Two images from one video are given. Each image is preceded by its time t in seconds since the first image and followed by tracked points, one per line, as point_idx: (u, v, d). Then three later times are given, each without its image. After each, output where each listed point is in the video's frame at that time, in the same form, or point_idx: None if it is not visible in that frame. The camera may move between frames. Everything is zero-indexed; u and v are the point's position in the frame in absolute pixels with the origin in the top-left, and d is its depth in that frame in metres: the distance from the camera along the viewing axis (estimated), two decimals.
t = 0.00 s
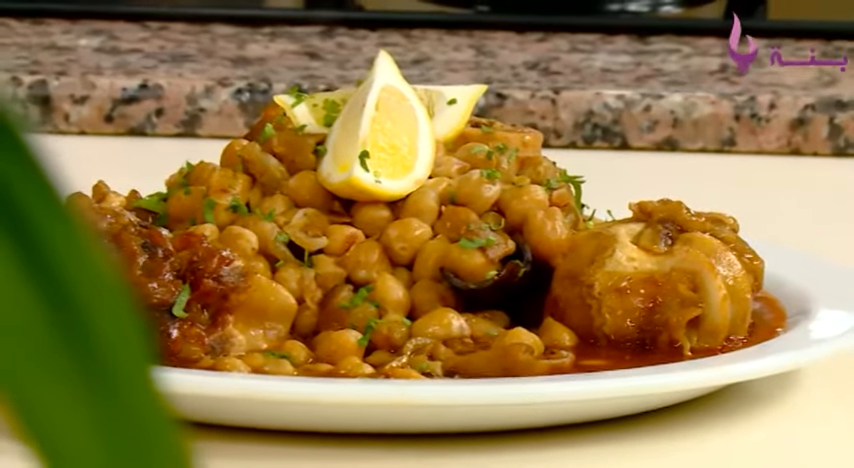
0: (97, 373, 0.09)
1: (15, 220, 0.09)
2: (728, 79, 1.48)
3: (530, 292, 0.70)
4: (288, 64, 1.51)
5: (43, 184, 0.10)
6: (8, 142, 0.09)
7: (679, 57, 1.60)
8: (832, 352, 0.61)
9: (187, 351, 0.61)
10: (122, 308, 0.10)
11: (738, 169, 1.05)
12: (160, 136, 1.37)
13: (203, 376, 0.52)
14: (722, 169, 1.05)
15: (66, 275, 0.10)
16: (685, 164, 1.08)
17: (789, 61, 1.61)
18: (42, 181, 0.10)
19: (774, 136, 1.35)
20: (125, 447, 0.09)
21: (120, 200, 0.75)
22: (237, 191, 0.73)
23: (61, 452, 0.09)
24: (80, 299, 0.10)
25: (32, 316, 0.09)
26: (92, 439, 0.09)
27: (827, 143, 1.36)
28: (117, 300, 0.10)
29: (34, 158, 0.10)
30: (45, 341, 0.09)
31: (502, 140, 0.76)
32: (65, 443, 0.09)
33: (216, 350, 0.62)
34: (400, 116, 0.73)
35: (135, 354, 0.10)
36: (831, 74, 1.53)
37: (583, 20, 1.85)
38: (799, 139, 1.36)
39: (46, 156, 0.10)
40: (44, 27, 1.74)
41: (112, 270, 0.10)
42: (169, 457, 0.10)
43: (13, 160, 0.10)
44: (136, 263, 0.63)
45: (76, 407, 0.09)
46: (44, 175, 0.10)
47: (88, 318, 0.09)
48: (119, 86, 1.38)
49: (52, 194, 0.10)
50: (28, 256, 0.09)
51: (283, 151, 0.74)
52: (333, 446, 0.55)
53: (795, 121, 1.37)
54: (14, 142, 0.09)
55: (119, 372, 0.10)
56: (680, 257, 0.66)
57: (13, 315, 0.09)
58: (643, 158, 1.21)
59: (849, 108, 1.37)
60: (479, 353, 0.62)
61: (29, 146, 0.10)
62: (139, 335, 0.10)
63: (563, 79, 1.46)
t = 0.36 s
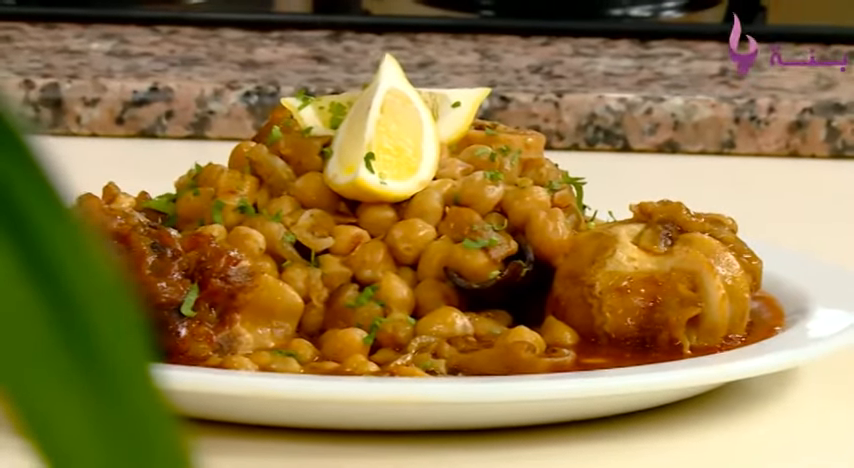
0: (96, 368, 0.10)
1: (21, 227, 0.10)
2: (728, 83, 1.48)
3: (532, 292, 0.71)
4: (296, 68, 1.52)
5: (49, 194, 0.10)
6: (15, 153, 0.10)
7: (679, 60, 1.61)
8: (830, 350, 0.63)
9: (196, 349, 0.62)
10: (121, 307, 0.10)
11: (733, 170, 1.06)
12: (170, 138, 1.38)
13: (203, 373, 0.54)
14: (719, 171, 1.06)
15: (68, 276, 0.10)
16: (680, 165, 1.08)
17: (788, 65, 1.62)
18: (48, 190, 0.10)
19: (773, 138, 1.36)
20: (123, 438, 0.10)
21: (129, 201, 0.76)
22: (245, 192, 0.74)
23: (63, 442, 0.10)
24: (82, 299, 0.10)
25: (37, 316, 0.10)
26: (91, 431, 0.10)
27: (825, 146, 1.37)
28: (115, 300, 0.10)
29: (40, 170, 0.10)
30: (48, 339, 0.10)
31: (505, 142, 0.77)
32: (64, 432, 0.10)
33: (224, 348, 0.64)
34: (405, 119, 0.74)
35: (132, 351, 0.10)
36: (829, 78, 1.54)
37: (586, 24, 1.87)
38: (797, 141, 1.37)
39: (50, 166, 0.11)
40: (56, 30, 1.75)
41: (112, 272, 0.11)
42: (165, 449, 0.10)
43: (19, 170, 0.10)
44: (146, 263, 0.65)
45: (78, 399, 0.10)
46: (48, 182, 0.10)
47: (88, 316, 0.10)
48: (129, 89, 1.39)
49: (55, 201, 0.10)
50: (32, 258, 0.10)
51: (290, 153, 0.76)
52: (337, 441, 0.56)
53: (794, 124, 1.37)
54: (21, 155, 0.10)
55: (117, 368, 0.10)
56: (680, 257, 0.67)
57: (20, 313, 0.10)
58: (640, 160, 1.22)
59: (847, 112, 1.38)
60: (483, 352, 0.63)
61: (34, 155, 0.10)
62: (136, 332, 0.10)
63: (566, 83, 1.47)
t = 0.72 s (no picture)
0: (96, 368, 0.09)
1: (15, 215, 0.09)
2: (729, 87, 1.49)
3: (536, 292, 0.72)
4: (305, 72, 1.53)
5: (44, 182, 0.09)
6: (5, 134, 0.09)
7: (681, 64, 1.62)
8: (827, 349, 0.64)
9: (205, 348, 0.63)
10: (123, 305, 0.09)
11: (728, 172, 1.08)
12: (181, 141, 1.39)
13: (203, 370, 0.55)
14: (716, 173, 1.07)
15: (64, 268, 0.09)
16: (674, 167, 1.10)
17: (788, 69, 1.62)
18: (43, 179, 0.09)
19: (773, 141, 1.37)
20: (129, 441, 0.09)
21: (140, 202, 0.77)
22: (253, 194, 0.75)
23: (65, 446, 0.09)
24: (80, 295, 0.09)
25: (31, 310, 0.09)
26: (93, 435, 0.09)
27: (824, 148, 1.38)
28: (116, 296, 0.09)
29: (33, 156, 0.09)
30: (45, 337, 0.09)
31: (509, 145, 0.78)
32: (66, 432, 0.09)
33: (233, 347, 0.65)
34: (411, 122, 0.76)
35: (134, 350, 0.09)
36: (828, 82, 1.55)
37: (590, 29, 1.88)
38: (796, 144, 1.38)
39: (45, 148, 0.09)
40: (70, 35, 1.77)
41: (113, 266, 0.09)
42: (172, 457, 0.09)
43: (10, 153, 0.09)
44: (158, 264, 0.67)
45: (77, 400, 0.09)
46: (42, 168, 0.09)
47: (89, 310, 0.09)
48: (141, 92, 1.40)
49: (52, 190, 0.09)
50: (28, 249, 0.09)
51: (297, 155, 0.77)
52: (343, 439, 0.57)
53: (793, 127, 1.38)
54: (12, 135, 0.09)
55: (118, 368, 0.09)
56: (680, 257, 0.68)
57: (14, 310, 0.09)
58: (636, 161, 1.24)
59: (846, 115, 1.39)
60: (486, 351, 0.64)
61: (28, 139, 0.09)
62: (138, 331, 0.09)
63: (569, 86, 1.48)
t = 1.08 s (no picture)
0: (96, 360, 0.09)
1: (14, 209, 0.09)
2: (730, 90, 1.50)
3: (540, 292, 0.74)
4: (314, 75, 1.55)
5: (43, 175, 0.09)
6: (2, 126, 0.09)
7: (684, 68, 1.63)
8: (825, 347, 0.65)
9: (215, 347, 0.65)
10: (124, 299, 0.09)
11: (726, 172, 1.09)
12: (192, 143, 1.40)
13: (203, 367, 0.56)
14: (715, 174, 1.08)
15: (63, 261, 0.09)
16: (669, 168, 1.12)
17: (789, 73, 1.63)
18: (42, 173, 0.09)
19: (774, 143, 1.38)
20: (133, 441, 0.09)
21: (151, 203, 0.78)
22: (262, 195, 0.76)
23: (67, 441, 0.08)
24: (80, 288, 0.09)
25: (27, 302, 0.08)
26: (98, 435, 0.09)
27: (824, 150, 1.39)
28: (117, 292, 0.09)
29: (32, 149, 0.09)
30: (46, 333, 0.08)
31: (513, 147, 0.80)
32: (67, 431, 0.08)
33: (242, 345, 0.66)
34: (417, 124, 0.77)
35: (136, 344, 0.09)
36: (828, 84, 1.55)
37: (595, 33, 1.88)
38: (797, 146, 1.39)
39: (40, 135, 0.09)
40: (83, 39, 1.79)
41: (112, 262, 0.09)
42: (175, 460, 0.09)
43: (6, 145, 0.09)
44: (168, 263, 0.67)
45: (80, 398, 0.09)
46: (39, 160, 0.09)
47: (87, 304, 0.09)
48: (153, 96, 1.42)
49: (51, 185, 0.09)
50: (27, 243, 0.09)
51: (305, 157, 0.78)
52: (354, 437, 0.59)
53: (793, 129, 1.39)
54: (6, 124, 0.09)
55: (121, 365, 0.09)
56: (682, 257, 0.69)
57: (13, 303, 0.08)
58: (636, 163, 1.26)
59: (845, 117, 1.40)
60: (491, 349, 0.65)
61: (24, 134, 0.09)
62: (141, 326, 0.09)
63: (573, 90, 1.49)
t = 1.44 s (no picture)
0: (103, 362, 0.11)
1: (32, 229, 0.11)
2: (731, 93, 1.52)
3: (544, 292, 0.75)
4: (322, 79, 1.56)
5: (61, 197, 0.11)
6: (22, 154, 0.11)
7: (686, 72, 1.65)
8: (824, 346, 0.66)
9: (225, 345, 0.66)
10: (127, 308, 0.11)
11: (724, 174, 1.10)
12: (203, 145, 1.42)
13: (207, 365, 0.57)
14: (714, 175, 1.09)
15: (73, 275, 0.11)
16: (668, 170, 1.13)
17: (790, 76, 1.64)
18: (53, 186, 0.11)
19: (774, 145, 1.40)
20: (135, 435, 0.11)
21: (162, 204, 0.80)
22: (271, 196, 0.78)
23: (77, 436, 0.10)
24: (88, 297, 0.11)
25: (47, 311, 0.10)
26: (105, 425, 0.11)
27: (823, 153, 1.40)
28: (122, 303, 0.11)
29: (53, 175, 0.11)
30: (58, 336, 0.10)
31: (517, 149, 0.81)
32: (78, 427, 0.10)
33: (252, 343, 0.68)
34: (423, 126, 0.78)
35: (137, 346, 0.11)
36: (827, 87, 1.57)
37: (599, 37, 1.90)
38: (797, 148, 1.40)
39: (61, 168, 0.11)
40: (96, 43, 1.80)
41: (120, 275, 0.11)
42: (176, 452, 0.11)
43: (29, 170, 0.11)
44: (178, 263, 0.68)
45: (86, 395, 0.11)
46: (58, 186, 0.11)
47: (91, 309, 0.11)
48: (165, 98, 1.43)
49: (67, 207, 0.11)
50: (43, 259, 0.11)
51: (314, 159, 0.80)
52: (363, 434, 0.60)
53: (793, 132, 1.41)
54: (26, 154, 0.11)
55: (124, 365, 0.11)
56: (683, 257, 0.70)
57: (26, 307, 0.10)
58: (639, 165, 1.27)
59: (844, 120, 1.41)
60: (496, 348, 0.66)
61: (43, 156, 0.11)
62: (142, 331, 0.11)
63: (577, 93, 1.50)
